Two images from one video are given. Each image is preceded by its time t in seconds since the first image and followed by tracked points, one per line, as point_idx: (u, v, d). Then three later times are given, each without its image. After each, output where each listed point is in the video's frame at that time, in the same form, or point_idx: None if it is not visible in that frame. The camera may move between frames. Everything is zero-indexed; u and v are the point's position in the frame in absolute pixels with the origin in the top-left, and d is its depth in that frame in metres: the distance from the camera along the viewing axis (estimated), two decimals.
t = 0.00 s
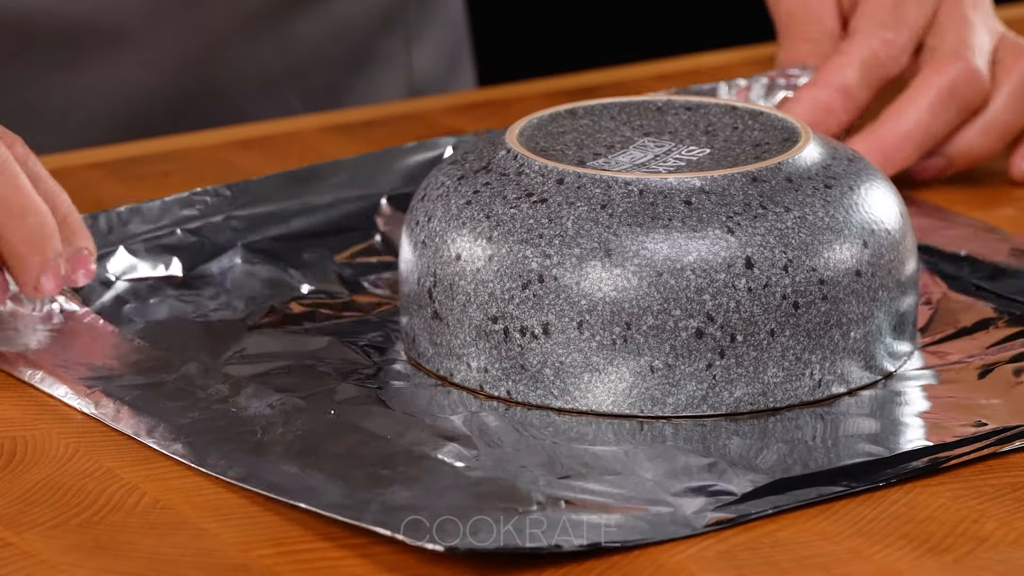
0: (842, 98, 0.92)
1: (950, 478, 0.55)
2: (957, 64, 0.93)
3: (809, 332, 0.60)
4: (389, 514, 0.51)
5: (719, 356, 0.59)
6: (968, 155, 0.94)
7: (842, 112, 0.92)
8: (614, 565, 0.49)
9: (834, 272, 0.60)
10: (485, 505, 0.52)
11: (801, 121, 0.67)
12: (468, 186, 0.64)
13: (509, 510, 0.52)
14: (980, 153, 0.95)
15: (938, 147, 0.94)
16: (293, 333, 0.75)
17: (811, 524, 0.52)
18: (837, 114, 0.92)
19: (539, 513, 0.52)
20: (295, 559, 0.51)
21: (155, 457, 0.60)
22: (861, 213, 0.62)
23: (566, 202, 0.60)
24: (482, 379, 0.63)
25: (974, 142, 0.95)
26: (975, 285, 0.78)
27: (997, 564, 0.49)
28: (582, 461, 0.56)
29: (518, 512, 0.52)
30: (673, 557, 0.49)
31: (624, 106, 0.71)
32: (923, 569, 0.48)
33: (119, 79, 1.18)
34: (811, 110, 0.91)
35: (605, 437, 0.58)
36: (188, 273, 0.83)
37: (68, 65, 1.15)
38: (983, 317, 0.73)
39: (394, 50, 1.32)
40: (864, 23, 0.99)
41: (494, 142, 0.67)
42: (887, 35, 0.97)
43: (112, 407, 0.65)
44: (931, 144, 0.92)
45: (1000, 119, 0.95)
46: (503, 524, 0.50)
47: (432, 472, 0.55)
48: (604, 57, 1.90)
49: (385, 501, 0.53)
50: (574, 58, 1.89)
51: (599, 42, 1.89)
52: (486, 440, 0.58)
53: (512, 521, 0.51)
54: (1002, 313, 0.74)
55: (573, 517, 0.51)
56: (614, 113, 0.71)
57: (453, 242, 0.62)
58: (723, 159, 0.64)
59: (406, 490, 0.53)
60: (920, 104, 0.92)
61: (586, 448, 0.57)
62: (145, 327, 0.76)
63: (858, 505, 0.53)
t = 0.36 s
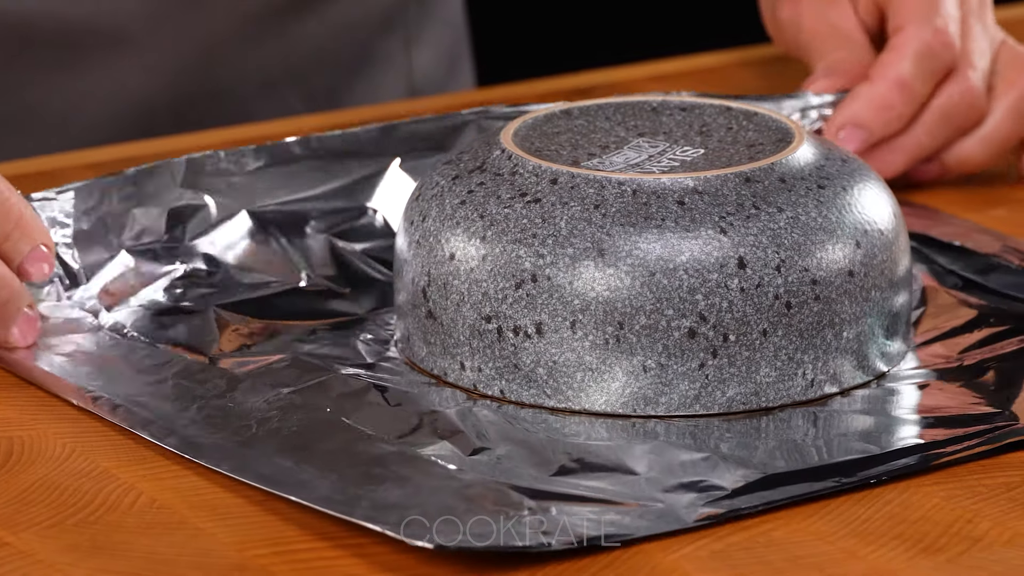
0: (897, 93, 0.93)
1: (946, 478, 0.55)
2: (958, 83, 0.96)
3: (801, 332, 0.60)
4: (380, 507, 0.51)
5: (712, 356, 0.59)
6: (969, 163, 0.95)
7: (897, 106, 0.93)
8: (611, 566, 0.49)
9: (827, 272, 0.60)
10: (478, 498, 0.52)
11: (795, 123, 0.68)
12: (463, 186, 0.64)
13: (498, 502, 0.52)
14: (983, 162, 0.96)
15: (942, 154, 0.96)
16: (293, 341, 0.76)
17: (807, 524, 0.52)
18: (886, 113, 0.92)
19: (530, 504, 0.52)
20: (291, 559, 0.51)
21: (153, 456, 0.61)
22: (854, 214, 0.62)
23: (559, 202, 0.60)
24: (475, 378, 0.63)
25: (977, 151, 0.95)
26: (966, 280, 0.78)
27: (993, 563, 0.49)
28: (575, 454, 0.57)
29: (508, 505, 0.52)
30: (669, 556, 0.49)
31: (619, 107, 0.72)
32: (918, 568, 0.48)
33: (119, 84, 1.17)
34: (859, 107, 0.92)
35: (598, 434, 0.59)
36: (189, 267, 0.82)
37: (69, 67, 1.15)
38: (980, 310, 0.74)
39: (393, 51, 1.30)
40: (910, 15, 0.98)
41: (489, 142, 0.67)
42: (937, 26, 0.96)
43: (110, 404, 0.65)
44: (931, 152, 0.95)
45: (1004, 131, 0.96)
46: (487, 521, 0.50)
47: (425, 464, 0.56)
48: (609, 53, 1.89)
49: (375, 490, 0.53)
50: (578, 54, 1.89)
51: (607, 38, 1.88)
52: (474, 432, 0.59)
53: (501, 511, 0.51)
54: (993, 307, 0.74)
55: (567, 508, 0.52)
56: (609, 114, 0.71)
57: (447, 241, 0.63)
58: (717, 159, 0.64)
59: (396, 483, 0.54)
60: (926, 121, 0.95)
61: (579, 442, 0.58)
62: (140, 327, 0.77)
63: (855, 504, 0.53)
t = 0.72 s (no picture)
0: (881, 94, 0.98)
1: (943, 479, 0.61)
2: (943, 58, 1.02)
3: (773, 329, 0.67)
4: (333, 474, 0.57)
5: (683, 351, 0.66)
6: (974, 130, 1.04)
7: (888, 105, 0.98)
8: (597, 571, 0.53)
9: (801, 269, 0.67)
10: (416, 436, 0.60)
11: (779, 119, 0.73)
12: (444, 179, 0.70)
13: (430, 438, 0.60)
14: (987, 124, 1.05)
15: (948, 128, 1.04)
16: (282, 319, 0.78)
17: (800, 525, 0.57)
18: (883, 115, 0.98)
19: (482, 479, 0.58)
20: (285, 557, 0.55)
21: (148, 456, 0.63)
22: (832, 211, 0.69)
23: (536, 196, 0.67)
24: (452, 370, 0.69)
25: (978, 117, 1.04)
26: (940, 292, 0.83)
27: (982, 561, 0.54)
28: (556, 452, 0.62)
29: (462, 486, 0.57)
30: (663, 557, 0.54)
31: (608, 103, 0.77)
32: (840, 570, 0.54)
33: (121, 87, 1.29)
34: (854, 119, 0.97)
35: (570, 428, 0.65)
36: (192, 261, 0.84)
37: (69, 71, 1.26)
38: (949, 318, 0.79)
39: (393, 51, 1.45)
40: (872, 10, 1.02)
41: (475, 137, 0.73)
42: (902, 16, 1.01)
43: (108, 404, 0.67)
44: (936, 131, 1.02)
45: (996, 88, 1.05)
46: (468, 512, 0.55)
47: (361, 392, 0.64)
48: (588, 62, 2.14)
49: (326, 447, 0.60)
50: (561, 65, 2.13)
51: (585, 52, 2.13)
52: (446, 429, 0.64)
53: (437, 449, 0.59)
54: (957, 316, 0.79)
55: (522, 492, 0.58)
56: (598, 109, 0.76)
57: (427, 233, 0.69)
58: (699, 155, 0.70)
59: (341, 431, 0.61)
60: (918, 105, 1.01)
61: (553, 439, 0.63)
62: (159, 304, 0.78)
63: (842, 504, 0.59)
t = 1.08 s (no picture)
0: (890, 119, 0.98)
1: (935, 478, 0.62)
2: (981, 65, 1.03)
3: (768, 329, 0.67)
4: (332, 505, 0.57)
5: (677, 351, 0.66)
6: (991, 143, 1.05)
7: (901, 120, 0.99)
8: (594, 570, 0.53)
9: (795, 270, 0.67)
10: (422, 483, 0.59)
11: (774, 120, 0.74)
12: (440, 180, 0.70)
13: (437, 484, 0.59)
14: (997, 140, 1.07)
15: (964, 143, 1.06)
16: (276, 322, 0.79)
17: (795, 525, 0.58)
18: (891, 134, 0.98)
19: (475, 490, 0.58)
20: (281, 557, 0.55)
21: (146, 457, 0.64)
22: (826, 211, 0.69)
23: (531, 197, 0.67)
24: (448, 370, 0.69)
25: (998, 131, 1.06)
26: (931, 292, 0.83)
27: (976, 561, 0.55)
28: (552, 453, 0.62)
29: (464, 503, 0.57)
30: (658, 557, 0.54)
31: (602, 104, 0.77)
32: (835, 569, 0.54)
33: (122, 88, 1.29)
34: (862, 138, 0.97)
35: (565, 429, 0.65)
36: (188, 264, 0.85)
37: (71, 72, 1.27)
38: (943, 316, 0.79)
39: (389, 53, 1.48)
40: (892, 34, 1.01)
41: (470, 138, 0.73)
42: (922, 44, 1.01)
43: (107, 410, 0.67)
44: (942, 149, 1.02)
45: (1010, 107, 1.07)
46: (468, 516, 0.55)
47: (371, 437, 0.63)
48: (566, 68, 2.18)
49: (327, 481, 0.59)
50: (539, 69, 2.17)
51: (562, 57, 2.17)
52: (440, 435, 0.63)
53: (443, 496, 0.58)
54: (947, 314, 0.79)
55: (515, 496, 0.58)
56: (593, 110, 0.77)
57: (422, 233, 0.69)
58: (693, 155, 0.70)
59: (344, 467, 0.61)
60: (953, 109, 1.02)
61: (549, 440, 0.63)
62: (171, 329, 0.78)
63: (837, 504, 0.59)
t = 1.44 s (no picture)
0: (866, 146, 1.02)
1: (928, 477, 0.62)
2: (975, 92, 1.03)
3: (761, 329, 0.67)
4: (328, 494, 0.57)
5: (671, 350, 0.66)
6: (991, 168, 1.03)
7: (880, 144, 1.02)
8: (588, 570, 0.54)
9: (789, 269, 0.67)
10: (420, 475, 0.59)
11: (768, 121, 0.74)
12: (435, 180, 0.71)
13: (436, 477, 0.59)
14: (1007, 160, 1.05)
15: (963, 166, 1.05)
16: (271, 320, 0.79)
17: (789, 523, 0.58)
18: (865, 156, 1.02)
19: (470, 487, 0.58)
20: (276, 556, 0.55)
21: (141, 456, 0.64)
22: (819, 211, 0.69)
23: (526, 197, 0.67)
24: (443, 370, 0.69)
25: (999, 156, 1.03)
26: (924, 291, 0.83)
27: (969, 560, 0.55)
28: (547, 452, 0.62)
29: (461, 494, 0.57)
30: (653, 556, 0.55)
31: (597, 104, 0.78)
32: (828, 568, 0.54)
33: (121, 89, 1.30)
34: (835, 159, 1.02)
35: (560, 428, 0.65)
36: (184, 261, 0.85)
37: (70, 71, 1.27)
38: (935, 315, 0.80)
39: (387, 55, 1.48)
40: (887, 63, 1.03)
41: (465, 138, 0.74)
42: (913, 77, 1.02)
43: (103, 405, 0.67)
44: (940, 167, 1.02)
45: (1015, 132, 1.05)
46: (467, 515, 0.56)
47: (372, 436, 0.63)
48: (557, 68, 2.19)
49: (324, 474, 0.59)
50: (530, 70, 2.18)
51: (552, 57, 2.18)
52: (437, 433, 0.63)
53: (440, 488, 0.58)
54: (940, 313, 0.80)
55: (510, 493, 0.58)
56: (587, 110, 0.77)
57: (417, 234, 0.69)
58: (687, 155, 0.71)
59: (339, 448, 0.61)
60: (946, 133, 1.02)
61: (543, 439, 0.64)
62: (171, 336, 0.77)
63: (830, 503, 0.60)
